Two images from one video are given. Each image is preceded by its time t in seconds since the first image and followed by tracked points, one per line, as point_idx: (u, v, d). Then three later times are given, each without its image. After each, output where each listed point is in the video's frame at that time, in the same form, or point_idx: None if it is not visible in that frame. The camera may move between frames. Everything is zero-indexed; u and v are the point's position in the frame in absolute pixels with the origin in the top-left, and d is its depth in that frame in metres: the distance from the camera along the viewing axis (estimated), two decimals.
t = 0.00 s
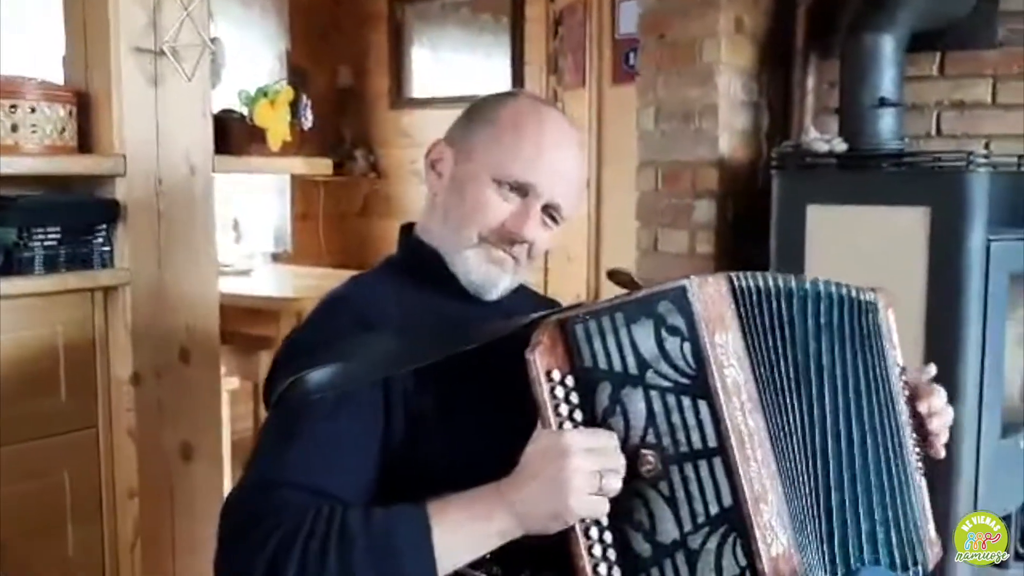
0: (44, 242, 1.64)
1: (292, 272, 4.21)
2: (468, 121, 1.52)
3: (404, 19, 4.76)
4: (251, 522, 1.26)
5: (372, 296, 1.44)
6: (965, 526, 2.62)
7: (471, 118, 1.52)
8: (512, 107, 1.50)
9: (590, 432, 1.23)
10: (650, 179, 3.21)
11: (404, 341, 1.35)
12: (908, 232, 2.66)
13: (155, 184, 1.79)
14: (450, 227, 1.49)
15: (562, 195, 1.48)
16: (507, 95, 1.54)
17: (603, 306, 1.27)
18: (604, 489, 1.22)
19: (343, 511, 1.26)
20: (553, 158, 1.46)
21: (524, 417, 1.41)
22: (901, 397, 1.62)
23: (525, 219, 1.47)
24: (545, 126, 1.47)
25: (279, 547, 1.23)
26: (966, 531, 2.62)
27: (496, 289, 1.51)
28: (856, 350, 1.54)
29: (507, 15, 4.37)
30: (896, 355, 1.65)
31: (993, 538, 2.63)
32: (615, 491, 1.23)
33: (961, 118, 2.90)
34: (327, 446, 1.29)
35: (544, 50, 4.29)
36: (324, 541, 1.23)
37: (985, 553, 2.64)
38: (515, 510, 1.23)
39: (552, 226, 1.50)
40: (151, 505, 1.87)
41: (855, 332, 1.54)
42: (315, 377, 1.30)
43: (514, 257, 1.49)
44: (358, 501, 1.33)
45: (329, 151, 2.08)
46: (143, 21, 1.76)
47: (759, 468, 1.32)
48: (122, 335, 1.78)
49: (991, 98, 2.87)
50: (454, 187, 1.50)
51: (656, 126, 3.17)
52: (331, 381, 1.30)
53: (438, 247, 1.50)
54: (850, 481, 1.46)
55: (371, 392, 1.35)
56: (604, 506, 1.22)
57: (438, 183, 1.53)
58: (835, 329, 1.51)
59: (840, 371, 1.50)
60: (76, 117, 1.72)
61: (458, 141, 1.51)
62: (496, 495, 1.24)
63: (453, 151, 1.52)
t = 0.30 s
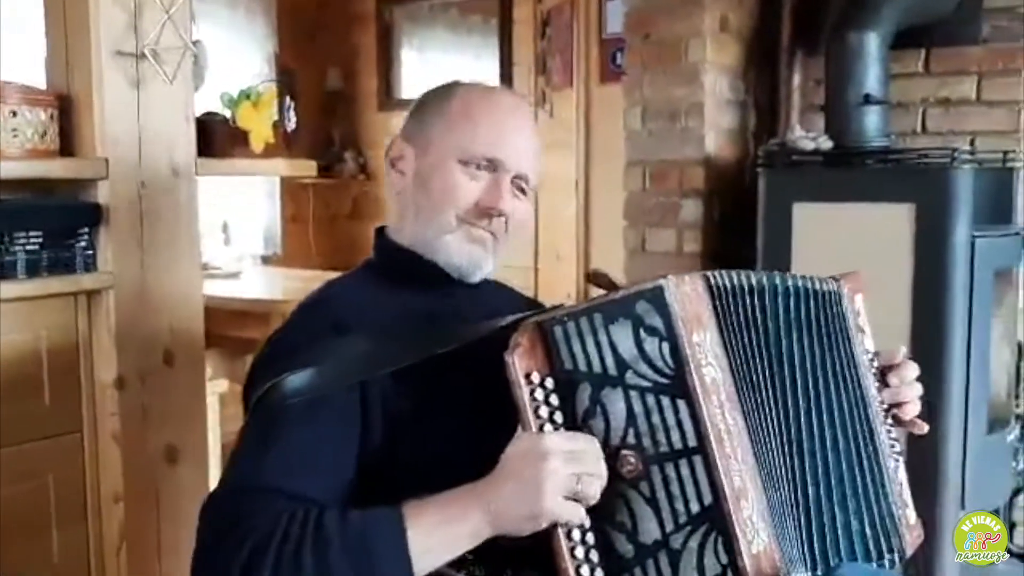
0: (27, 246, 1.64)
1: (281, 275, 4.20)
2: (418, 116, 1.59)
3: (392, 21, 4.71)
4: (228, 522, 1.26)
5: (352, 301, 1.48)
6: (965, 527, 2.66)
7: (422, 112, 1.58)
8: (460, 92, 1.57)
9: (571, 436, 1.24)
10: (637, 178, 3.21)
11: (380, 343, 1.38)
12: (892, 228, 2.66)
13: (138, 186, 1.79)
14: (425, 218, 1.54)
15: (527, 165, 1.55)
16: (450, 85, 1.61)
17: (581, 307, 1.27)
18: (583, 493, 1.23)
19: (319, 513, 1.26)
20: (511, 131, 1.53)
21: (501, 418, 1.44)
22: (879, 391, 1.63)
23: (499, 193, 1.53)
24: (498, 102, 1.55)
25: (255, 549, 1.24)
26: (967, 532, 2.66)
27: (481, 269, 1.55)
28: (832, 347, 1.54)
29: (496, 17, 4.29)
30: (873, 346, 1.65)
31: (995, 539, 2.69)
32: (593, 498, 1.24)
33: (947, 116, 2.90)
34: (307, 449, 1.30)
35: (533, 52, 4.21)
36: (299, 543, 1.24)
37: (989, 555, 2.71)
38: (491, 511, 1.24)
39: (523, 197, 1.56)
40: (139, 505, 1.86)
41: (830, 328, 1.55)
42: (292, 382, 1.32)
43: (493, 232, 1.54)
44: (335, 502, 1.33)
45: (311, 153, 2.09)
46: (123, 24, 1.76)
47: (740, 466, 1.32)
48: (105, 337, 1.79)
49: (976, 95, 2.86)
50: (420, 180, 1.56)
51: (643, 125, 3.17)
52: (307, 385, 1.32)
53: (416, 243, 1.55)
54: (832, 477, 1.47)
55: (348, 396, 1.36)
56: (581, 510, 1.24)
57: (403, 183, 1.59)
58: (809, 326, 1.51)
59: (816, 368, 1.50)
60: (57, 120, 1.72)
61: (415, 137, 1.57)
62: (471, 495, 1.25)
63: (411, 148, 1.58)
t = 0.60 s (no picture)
0: (12, 257, 1.63)
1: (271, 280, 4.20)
2: (350, 128, 1.68)
3: (379, 25, 4.67)
4: (207, 526, 1.27)
5: (334, 306, 1.50)
6: (965, 526, 2.70)
7: (354, 122, 1.67)
8: (381, 91, 1.67)
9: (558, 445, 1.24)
10: (625, 181, 3.21)
11: (361, 351, 1.40)
12: (878, 228, 2.66)
13: (121, 195, 1.79)
14: (387, 212, 1.60)
15: (464, 133, 1.65)
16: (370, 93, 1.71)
17: (565, 313, 1.27)
18: (570, 501, 1.23)
19: (296, 520, 1.26)
20: (445, 109, 1.63)
21: (487, 427, 1.44)
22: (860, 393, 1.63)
23: (446, 164, 1.62)
24: (418, 86, 1.66)
25: (233, 557, 1.24)
26: (967, 532, 2.71)
27: (454, 241, 1.61)
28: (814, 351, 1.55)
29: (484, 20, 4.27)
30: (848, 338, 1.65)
31: (996, 538, 2.74)
32: (582, 506, 1.24)
33: (933, 116, 2.90)
34: (286, 452, 1.31)
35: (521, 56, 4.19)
36: (275, 549, 1.24)
37: (987, 552, 2.76)
38: (478, 514, 1.23)
39: (472, 165, 1.66)
40: (124, 520, 1.86)
41: (809, 332, 1.55)
42: (275, 388, 1.33)
43: (454, 201, 1.61)
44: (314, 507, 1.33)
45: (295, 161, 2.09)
46: (105, 34, 1.76)
47: (723, 470, 1.33)
48: (91, 345, 1.78)
49: (961, 95, 2.86)
50: (371, 181, 1.62)
51: (630, 129, 3.17)
52: (290, 391, 1.33)
53: (385, 239, 1.60)
54: (816, 480, 1.47)
55: (332, 401, 1.37)
56: (570, 517, 1.23)
57: (355, 193, 1.65)
58: (788, 330, 1.52)
59: (797, 371, 1.51)
60: (40, 131, 1.72)
61: (354, 147, 1.66)
62: (451, 494, 1.25)
63: (353, 158, 1.65)
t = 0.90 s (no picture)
0: (7, 266, 1.63)
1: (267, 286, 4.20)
2: (311, 150, 1.71)
3: (373, 31, 4.68)
4: (203, 535, 1.28)
5: (325, 312, 1.52)
6: (965, 526, 2.71)
7: (315, 141, 1.71)
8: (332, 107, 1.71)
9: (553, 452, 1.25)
10: (619, 184, 3.22)
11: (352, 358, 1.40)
12: (871, 229, 2.67)
13: (117, 204, 1.80)
14: (363, 222, 1.62)
15: (420, 130, 1.68)
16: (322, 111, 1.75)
17: (555, 319, 1.29)
18: (564, 503, 1.24)
19: (289, 526, 1.27)
20: (398, 110, 1.67)
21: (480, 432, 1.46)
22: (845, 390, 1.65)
23: (410, 161, 1.65)
24: (367, 93, 1.69)
25: (228, 563, 1.25)
26: (968, 532, 2.72)
27: (438, 232, 1.62)
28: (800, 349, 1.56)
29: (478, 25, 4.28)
30: (829, 335, 1.68)
31: (996, 538, 2.74)
32: (576, 508, 1.25)
33: (924, 116, 2.91)
34: (279, 460, 1.32)
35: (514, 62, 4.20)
36: (269, 557, 1.25)
37: (988, 553, 2.76)
38: (473, 518, 1.24)
39: (435, 157, 1.69)
40: (123, 526, 1.86)
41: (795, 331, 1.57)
42: (270, 396, 1.34)
43: (426, 194, 1.64)
44: (307, 515, 1.35)
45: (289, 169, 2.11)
46: (100, 44, 1.77)
47: (714, 472, 1.34)
48: (88, 354, 1.80)
49: (952, 96, 2.88)
50: (341, 195, 1.65)
51: (624, 132, 3.19)
52: (284, 400, 1.34)
53: (368, 247, 1.62)
54: (806, 479, 1.49)
55: (323, 408, 1.39)
56: (564, 520, 1.24)
57: (330, 211, 1.68)
58: (774, 331, 1.54)
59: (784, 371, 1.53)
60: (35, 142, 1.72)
61: (318, 167, 1.69)
62: (444, 499, 1.26)
63: (321, 178, 1.69)
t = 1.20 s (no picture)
0: None
1: (263, 288, 4.20)
2: (295, 156, 1.71)
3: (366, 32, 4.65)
4: (198, 536, 1.28)
5: (317, 312, 1.52)
6: (967, 527, 2.72)
7: (298, 145, 1.71)
8: (313, 112, 1.71)
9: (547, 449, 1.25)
10: (614, 182, 3.23)
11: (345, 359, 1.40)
12: (867, 225, 2.68)
13: (111, 206, 1.80)
14: (352, 221, 1.63)
15: (401, 126, 1.69)
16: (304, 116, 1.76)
17: (547, 314, 1.29)
18: (560, 500, 1.24)
19: (284, 528, 1.28)
20: (377, 107, 1.68)
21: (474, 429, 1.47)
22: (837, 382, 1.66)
23: (393, 156, 1.65)
24: (345, 94, 1.70)
25: (223, 565, 1.26)
26: (967, 532, 2.73)
27: (427, 226, 1.62)
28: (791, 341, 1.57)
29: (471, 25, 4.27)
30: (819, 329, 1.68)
31: (996, 538, 2.74)
32: (571, 503, 1.25)
33: (918, 112, 2.92)
34: (273, 461, 1.32)
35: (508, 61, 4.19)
36: (264, 559, 1.25)
37: (988, 553, 2.76)
38: (469, 515, 1.24)
39: (420, 150, 1.69)
40: (119, 527, 1.86)
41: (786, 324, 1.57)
42: (264, 398, 1.34)
43: (413, 187, 1.64)
44: (303, 516, 1.34)
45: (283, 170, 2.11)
46: (93, 46, 1.77)
47: (707, 465, 1.35)
48: (83, 356, 1.80)
49: (945, 91, 2.89)
50: (328, 198, 1.65)
51: (618, 130, 3.19)
52: (280, 401, 1.34)
53: (360, 245, 1.62)
54: (800, 471, 1.49)
55: (316, 407, 1.38)
56: (558, 516, 1.25)
57: (318, 215, 1.68)
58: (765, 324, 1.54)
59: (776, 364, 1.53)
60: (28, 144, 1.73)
61: (304, 172, 1.69)
62: (439, 496, 1.26)
63: (308, 183, 1.69)
